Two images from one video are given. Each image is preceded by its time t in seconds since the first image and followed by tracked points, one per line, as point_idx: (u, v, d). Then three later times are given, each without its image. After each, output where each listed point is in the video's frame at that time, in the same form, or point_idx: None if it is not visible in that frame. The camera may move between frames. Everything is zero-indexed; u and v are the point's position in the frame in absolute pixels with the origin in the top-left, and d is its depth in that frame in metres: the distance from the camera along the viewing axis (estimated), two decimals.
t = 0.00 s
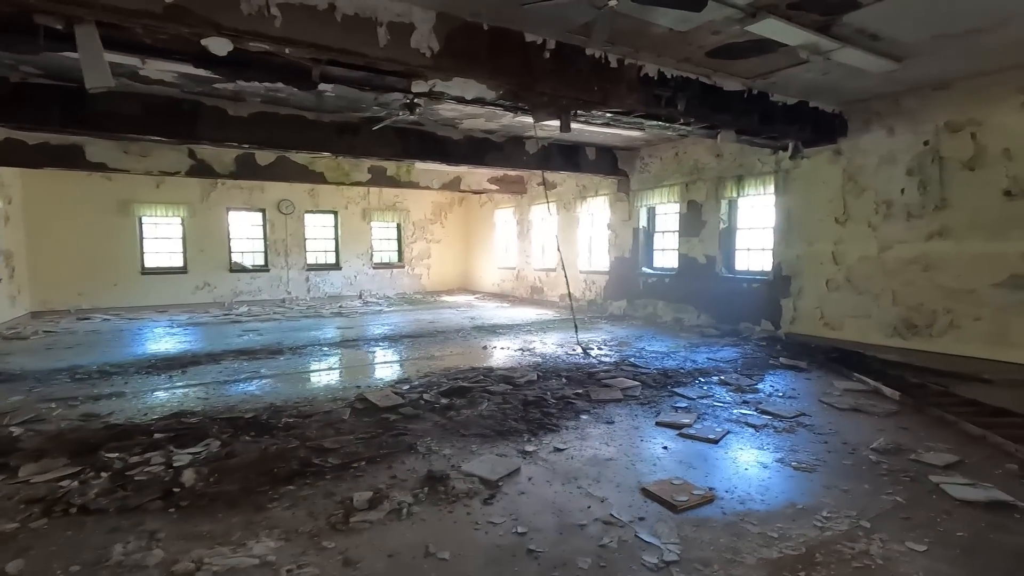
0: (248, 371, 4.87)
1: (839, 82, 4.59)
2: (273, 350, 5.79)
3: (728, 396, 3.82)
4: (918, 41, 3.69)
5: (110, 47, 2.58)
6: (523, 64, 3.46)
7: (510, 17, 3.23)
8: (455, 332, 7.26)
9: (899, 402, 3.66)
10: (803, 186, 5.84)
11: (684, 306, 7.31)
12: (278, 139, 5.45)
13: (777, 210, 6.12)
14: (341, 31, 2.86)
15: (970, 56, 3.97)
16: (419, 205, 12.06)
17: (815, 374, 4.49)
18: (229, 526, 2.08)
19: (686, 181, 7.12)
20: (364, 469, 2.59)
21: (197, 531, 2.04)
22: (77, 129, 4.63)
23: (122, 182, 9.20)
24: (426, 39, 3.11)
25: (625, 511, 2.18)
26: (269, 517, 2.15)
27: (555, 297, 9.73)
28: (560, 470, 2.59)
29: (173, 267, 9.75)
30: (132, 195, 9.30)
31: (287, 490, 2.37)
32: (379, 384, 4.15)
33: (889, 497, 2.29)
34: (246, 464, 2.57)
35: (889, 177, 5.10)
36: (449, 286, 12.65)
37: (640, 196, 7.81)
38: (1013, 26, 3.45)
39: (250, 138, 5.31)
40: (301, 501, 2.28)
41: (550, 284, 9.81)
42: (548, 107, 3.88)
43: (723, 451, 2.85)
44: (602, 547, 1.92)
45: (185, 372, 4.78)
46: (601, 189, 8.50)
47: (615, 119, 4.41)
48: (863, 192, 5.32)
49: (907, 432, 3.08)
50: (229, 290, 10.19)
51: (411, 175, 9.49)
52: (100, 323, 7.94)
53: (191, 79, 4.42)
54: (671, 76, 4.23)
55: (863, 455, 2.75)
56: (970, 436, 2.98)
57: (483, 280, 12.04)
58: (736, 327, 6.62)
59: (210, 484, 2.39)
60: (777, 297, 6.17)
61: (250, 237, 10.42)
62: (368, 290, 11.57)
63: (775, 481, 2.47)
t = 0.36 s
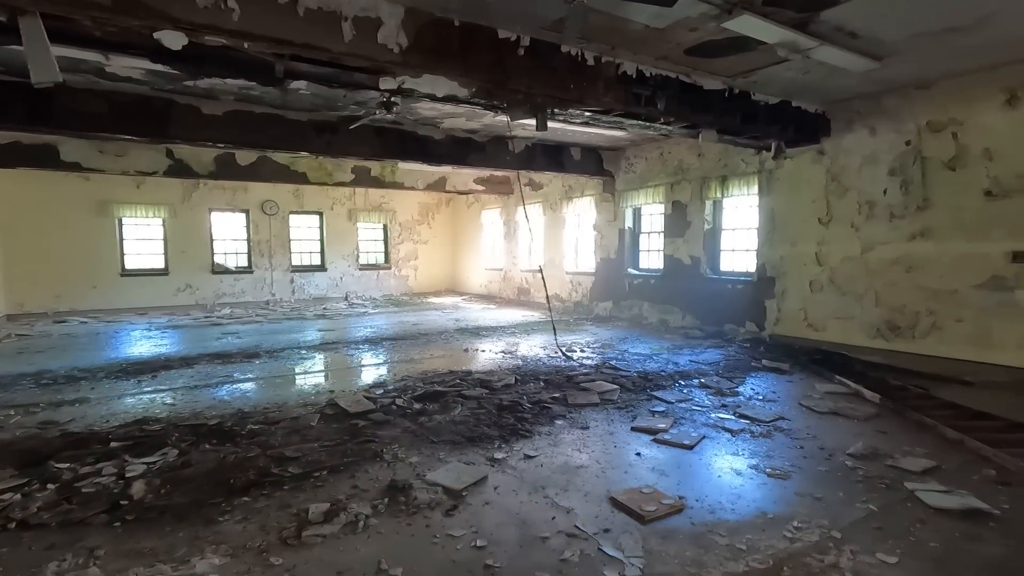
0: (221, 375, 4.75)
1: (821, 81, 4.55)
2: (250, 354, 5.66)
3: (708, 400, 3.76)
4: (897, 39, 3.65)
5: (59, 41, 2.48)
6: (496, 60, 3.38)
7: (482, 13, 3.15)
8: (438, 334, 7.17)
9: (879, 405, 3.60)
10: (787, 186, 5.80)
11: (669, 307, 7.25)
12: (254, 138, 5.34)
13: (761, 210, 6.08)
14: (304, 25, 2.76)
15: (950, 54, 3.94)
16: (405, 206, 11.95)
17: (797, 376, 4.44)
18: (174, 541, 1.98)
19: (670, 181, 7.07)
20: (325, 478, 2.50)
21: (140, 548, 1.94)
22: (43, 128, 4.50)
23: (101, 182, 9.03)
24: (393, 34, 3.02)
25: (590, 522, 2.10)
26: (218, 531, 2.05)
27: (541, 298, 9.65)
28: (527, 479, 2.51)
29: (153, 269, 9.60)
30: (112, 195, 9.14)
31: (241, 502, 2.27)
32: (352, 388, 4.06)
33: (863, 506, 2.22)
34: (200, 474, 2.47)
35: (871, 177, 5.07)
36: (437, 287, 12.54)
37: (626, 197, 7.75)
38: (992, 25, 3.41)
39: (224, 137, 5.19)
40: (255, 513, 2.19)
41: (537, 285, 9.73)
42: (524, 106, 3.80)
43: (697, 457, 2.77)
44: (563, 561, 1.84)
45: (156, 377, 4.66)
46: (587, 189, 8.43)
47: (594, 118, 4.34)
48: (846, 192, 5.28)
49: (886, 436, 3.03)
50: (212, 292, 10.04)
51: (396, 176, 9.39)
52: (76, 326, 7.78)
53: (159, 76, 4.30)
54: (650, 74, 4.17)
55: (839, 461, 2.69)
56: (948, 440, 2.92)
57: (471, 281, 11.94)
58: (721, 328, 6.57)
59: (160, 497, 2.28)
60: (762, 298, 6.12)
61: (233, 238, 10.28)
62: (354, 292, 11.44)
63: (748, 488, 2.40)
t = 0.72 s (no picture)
0: (201, 379, 4.67)
1: (811, 79, 4.46)
2: (232, 357, 5.57)
3: (692, 406, 3.67)
4: (887, 37, 3.55)
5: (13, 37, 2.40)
6: (474, 59, 3.29)
7: (458, 9, 3.06)
8: (427, 336, 7.08)
9: (867, 412, 3.52)
10: (779, 187, 5.71)
11: (661, 309, 7.17)
12: (237, 138, 5.26)
13: (753, 211, 5.99)
14: (271, 22, 2.68)
15: (943, 52, 3.84)
16: (399, 206, 11.87)
17: (786, 381, 4.35)
18: (122, 560, 1.90)
19: (663, 181, 6.99)
20: (288, 491, 2.42)
21: (84, 568, 1.85)
22: (18, 127, 4.42)
23: (90, 182, 8.95)
24: (366, 32, 2.93)
25: (558, 540, 2.02)
26: (168, 549, 1.97)
27: (535, 299, 9.57)
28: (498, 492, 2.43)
29: (143, 270, 9.52)
30: (101, 195, 9.06)
31: (199, 516, 2.19)
32: (331, 393, 3.98)
33: (843, 522, 2.14)
34: (158, 487, 2.39)
35: (864, 178, 4.98)
36: (431, 287, 12.46)
37: (618, 197, 7.67)
38: (985, 21, 3.32)
39: (206, 136, 5.11)
40: (211, 529, 2.11)
41: (530, 285, 9.64)
42: (505, 105, 3.71)
43: (676, 468, 2.69)
44: None
45: (133, 381, 4.57)
46: (580, 189, 8.35)
47: (579, 118, 4.25)
48: (838, 193, 5.19)
49: (871, 445, 2.94)
50: (202, 292, 9.96)
51: (387, 175, 9.30)
52: (62, 327, 7.69)
53: (136, 75, 4.22)
54: (636, 73, 4.08)
55: (822, 473, 2.60)
56: (935, 450, 2.84)
57: (465, 281, 11.86)
58: (713, 330, 6.49)
59: (115, 512, 2.20)
60: (754, 300, 6.03)
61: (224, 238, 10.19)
62: (347, 292, 11.36)
63: (725, 502, 2.31)
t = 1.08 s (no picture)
0: (184, 378, 4.64)
1: (801, 75, 4.41)
2: (219, 355, 5.53)
3: (675, 406, 3.63)
4: (875, 32, 3.50)
5: None
6: (453, 54, 3.24)
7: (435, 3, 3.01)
8: (418, 334, 7.05)
9: (852, 413, 3.47)
10: (770, 184, 5.66)
11: (654, 307, 7.12)
12: (223, 134, 5.23)
13: (744, 209, 5.95)
14: (242, 16, 2.63)
15: (932, 48, 3.79)
16: (394, 204, 11.83)
17: (773, 381, 4.30)
18: (77, 562, 1.87)
19: (655, 179, 6.94)
20: (256, 492, 2.39)
21: (38, 570, 1.82)
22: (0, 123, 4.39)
23: (83, 179, 8.93)
24: (340, 26, 2.89)
25: (523, 542, 1.98)
26: (126, 551, 1.94)
27: (529, 297, 9.53)
28: (469, 493, 2.39)
29: (137, 267, 9.50)
30: (94, 192, 9.04)
31: (162, 517, 2.16)
32: (313, 393, 3.95)
33: (816, 525, 2.09)
34: (124, 487, 2.37)
35: (855, 175, 4.92)
36: (426, 285, 12.42)
37: (611, 195, 7.62)
38: (973, 16, 3.26)
39: (192, 133, 5.08)
40: (172, 530, 2.07)
41: (525, 284, 9.60)
42: (487, 101, 3.67)
43: (652, 469, 2.65)
44: None
45: (117, 379, 4.54)
46: (574, 187, 8.30)
47: (564, 114, 4.20)
48: (829, 191, 5.14)
49: (853, 446, 2.90)
50: (196, 290, 9.95)
51: (381, 173, 9.27)
52: (53, 325, 7.67)
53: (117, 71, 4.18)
54: (621, 69, 4.03)
55: (799, 474, 2.56)
56: (917, 452, 2.79)
57: (460, 279, 11.83)
58: (704, 329, 6.44)
59: (76, 512, 2.17)
60: (745, 299, 5.99)
61: (219, 236, 10.16)
62: (342, 290, 11.33)
63: (698, 504, 2.27)
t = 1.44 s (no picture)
0: (164, 376, 4.63)
1: (782, 73, 4.38)
2: (202, 354, 5.53)
3: (651, 406, 3.62)
4: (851, 30, 3.47)
5: None
6: (425, 51, 3.22)
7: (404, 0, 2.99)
8: (406, 333, 7.03)
9: (827, 412, 3.45)
10: (756, 183, 5.64)
11: (642, 306, 7.10)
12: (205, 133, 5.21)
13: (730, 208, 5.93)
14: (204, 13, 2.61)
15: (911, 45, 3.76)
16: (387, 202, 11.82)
17: (753, 380, 4.28)
18: (24, 562, 1.86)
19: (643, 178, 6.92)
20: (216, 491, 2.37)
21: None
22: None
23: (73, 177, 8.93)
24: (307, 23, 2.86)
25: (475, 543, 1.97)
26: (75, 551, 1.93)
27: (520, 296, 9.52)
28: (429, 493, 2.38)
29: (128, 265, 9.49)
30: (84, 190, 9.04)
31: (117, 517, 2.15)
32: (290, 392, 3.94)
33: (773, 526, 2.07)
34: (82, 487, 2.36)
35: (838, 174, 4.90)
36: (420, 284, 12.42)
37: (600, 193, 7.60)
38: (949, 14, 3.23)
39: (173, 131, 5.06)
40: (125, 530, 2.06)
41: (516, 282, 9.59)
42: (462, 99, 3.64)
43: (617, 470, 2.63)
44: None
45: (96, 378, 4.53)
46: (564, 186, 8.28)
47: (543, 112, 4.18)
48: (813, 190, 5.12)
49: (823, 446, 2.88)
50: (188, 288, 9.95)
51: (371, 172, 9.26)
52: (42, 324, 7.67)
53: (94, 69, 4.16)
54: (600, 67, 4.00)
55: (765, 475, 2.54)
56: (887, 452, 2.77)
57: (453, 278, 11.81)
58: (691, 328, 6.42)
59: (31, 513, 2.16)
60: (731, 298, 5.96)
61: (210, 234, 10.15)
62: (334, 288, 11.33)
63: (658, 505, 2.26)
